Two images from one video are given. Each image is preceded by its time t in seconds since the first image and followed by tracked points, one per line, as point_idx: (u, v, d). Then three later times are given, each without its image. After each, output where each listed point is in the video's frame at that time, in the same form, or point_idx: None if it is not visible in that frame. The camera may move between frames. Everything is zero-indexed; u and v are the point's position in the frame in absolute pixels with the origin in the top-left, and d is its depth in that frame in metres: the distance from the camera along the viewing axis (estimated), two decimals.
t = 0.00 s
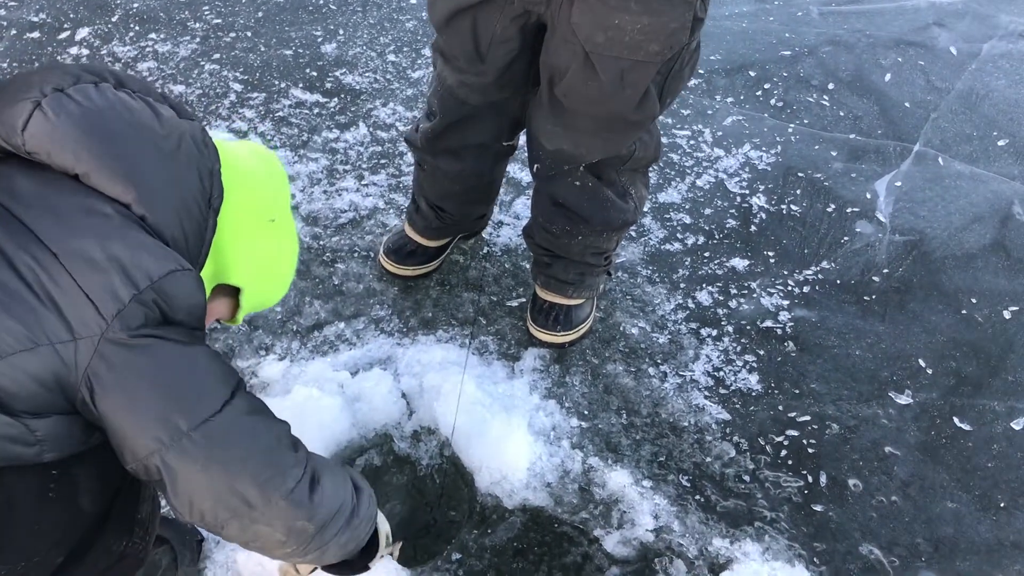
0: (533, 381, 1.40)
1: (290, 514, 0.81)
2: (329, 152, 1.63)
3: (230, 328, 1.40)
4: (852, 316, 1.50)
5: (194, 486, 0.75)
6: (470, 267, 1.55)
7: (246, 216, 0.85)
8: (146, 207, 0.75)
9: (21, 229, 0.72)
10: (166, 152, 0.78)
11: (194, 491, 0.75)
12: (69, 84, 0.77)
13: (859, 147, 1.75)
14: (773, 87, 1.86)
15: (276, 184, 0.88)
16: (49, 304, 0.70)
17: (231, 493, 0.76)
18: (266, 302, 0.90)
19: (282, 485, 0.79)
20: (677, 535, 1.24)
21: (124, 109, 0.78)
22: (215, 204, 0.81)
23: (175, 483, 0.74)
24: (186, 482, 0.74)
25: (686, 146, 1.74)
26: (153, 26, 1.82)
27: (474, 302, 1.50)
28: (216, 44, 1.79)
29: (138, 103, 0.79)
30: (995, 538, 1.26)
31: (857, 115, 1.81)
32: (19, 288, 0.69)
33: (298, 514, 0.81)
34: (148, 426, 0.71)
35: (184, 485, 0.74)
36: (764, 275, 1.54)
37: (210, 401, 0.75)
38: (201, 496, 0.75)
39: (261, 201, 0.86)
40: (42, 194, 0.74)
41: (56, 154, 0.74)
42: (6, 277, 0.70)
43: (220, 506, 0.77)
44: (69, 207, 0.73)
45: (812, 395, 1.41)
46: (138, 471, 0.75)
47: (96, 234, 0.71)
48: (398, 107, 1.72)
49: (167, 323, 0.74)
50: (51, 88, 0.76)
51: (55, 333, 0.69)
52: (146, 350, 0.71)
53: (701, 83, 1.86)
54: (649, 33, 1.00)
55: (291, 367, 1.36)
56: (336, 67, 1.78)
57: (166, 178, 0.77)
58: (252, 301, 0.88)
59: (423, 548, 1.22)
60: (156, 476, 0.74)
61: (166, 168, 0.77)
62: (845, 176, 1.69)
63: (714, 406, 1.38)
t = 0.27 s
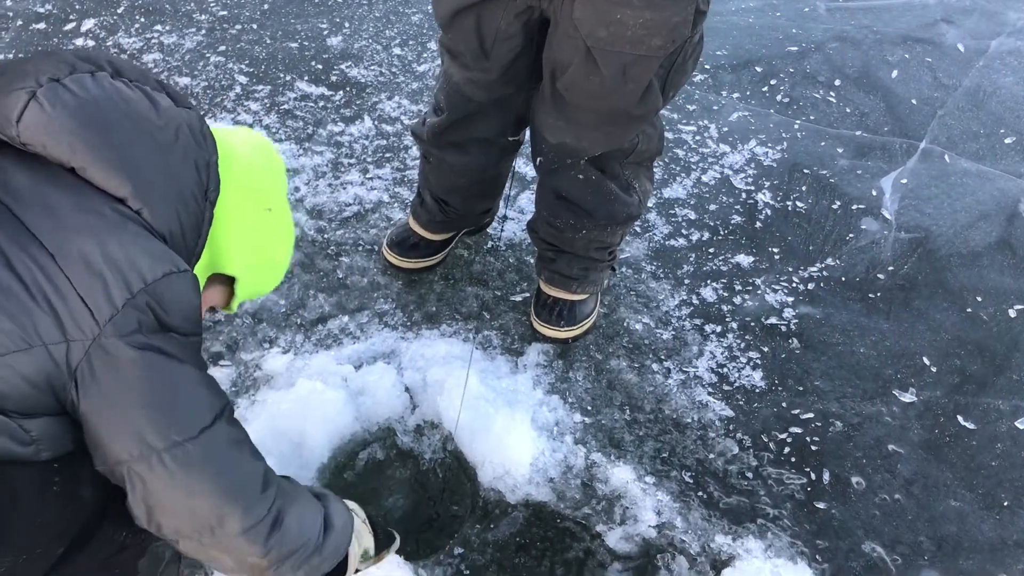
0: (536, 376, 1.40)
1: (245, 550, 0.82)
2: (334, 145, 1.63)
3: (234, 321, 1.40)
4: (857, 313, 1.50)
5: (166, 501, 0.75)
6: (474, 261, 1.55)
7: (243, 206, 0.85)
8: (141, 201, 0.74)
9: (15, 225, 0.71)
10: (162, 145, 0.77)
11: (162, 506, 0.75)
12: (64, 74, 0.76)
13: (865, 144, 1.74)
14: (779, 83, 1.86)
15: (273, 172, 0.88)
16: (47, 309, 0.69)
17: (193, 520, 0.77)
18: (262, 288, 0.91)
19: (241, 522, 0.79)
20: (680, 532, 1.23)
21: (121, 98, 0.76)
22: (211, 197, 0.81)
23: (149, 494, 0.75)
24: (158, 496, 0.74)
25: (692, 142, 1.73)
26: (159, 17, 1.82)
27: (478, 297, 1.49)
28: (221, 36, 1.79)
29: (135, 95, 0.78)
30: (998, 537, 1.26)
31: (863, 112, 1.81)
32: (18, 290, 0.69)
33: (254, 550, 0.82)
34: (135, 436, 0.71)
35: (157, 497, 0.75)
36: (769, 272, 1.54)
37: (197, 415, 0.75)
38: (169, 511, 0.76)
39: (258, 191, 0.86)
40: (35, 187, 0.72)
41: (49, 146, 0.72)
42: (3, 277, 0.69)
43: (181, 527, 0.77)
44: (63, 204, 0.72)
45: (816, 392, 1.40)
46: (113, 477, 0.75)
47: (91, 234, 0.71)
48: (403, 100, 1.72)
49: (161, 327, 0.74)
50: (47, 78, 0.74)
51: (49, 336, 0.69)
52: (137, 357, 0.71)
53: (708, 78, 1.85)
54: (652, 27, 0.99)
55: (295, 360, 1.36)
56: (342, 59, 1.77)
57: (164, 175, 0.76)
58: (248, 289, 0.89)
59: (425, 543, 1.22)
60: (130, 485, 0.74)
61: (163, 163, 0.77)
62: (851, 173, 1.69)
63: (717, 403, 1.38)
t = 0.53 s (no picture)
0: (545, 366, 1.40)
1: (256, 511, 0.84)
2: (345, 133, 1.63)
3: (244, 307, 1.41)
4: (868, 308, 1.49)
5: (179, 465, 0.78)
6: (483, 251, 1.55)
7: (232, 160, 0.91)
8: (137, 166, 0.78)
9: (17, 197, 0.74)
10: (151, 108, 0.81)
11: (175, 470, 0.78)
12: (48, 38, 0.78)
13: (878, 138, 1.73)
14: (792, 76, 1.85)
15: (253, 127, 0.93)
16: (51, 273, 0.72)
17: (206, 481, 0.80)
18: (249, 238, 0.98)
19: (253, 481, 0.82)
20: (686, 523, 1.23)
21: (106, 61, 0.80)
22: (201, 154, 0.86)
23: (161, 458, 0.78)
24: (171, 460, 0.78)
25: (703, 134, 1.73)
26: (172, 5, 1.83)
27: (487, 286, 1.49)
28: (234, 23, 1.79)
29: (121, 57, 0.81)
30: (1007, 534, 1.26)
31: (876, 106, 1.80)
32: (25, 259, 0.72)
33: (266, 510, 0.84)
34: (140, 397, 0.75)
35: (169, 462, 0.78)
36: (779, 265, 1.54)
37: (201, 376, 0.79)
38: (182, 475, 0.79)
39: (244, 145, 0.92)
40: (31, 156, 0.76)
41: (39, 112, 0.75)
42: (11, 249, 0.72)
43: (195, 490, 0.80)
44: (62, 170, 0.75)
45: (824, 385, 1.40)
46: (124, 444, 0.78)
47: (96, 202, 0.74)
48: (414, 89, 1.72)
49: (163, 290, 0.78)
50: (30, 43, 0.77)
51: (55, 302, 0.72)
52: (142, 319, 0.75)
53: (720, 70, 1.85)
54: (664, 12, 0.98)
55: (304, 346, 1.37)
56: (354, 47, 1.78)
57: (157, 140, 0.80)
58: (238, 239, 0.96)
59: (431, 530, 1.22)
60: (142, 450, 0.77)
61: (155, 128, 0.80)
62: (863, 167, 1.68)
63: (726, 395, 1.38)
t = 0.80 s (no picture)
0: (552, 360, 1.40)
1: (210, 544, 0.75)
2: (355, 124, 1.64)
3: (252, 297, 1.41)
4: (876, 307, 1.49)
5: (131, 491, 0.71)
6: (492, 244, 1.55)
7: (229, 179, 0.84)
8: (117, 184, 0.73)
9: None
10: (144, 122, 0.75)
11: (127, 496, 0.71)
12: (42, 44, 0.73)
13: (889, 138, 1.73)
14: (803, 74, 1.85)
15: (258, 146, 0.87)
16: (12, 285, 0.67)
17: (157, 511, 0.72)
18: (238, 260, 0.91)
19: (210, 512, 0.74)
20: (691, 519, 1.23)
21: (99, 70, 0.74)
22: (192, 176, 0.79)
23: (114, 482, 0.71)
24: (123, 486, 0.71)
25: (713, 131, 1.73)
26: None
27: (495, 280, 1.50)
28: (246, 13, 1.80)
29: (116, 67, 0.75)
30: (1012, 535, 1.26)
31: (888, 105, 1.80)
32: None
33: (223, 543, 0.76)
34: (93, 420, 0.68)
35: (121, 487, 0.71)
36: (787, 263, 1.54)
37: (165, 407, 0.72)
38: (133, 501, 0.71)
39: (243, 163, 0.85)
40: (10, 161, 0.71)
41: (26, 122, 0.71)
42: None
43: (145, 517, 0.72)
44: (37, 181, 0.70)
45: (831, 384, 1.40)
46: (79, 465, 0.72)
47: (62, 216, 0.69)
48: (425, 82, 1.72)
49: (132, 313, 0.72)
50: (22, 49, 0.72)
51: (12, 314, 0.67)
52: (103, 341, 0.69)
53: (731, 67, 1.85)
54: (670, 8, 0.99)
55: (312, 336, 1.37)
56: (365, 39, 1.78)
57: (142, 159, 0.74)
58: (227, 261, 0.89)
59: (436, 521, 1.22)
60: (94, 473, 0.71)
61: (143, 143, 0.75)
62: (874, 166, 1.68)
63: (732, 392, 1.38)
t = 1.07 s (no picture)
0: (556, 353, 1.41)
1: None
2: (363, 116, 1.64)
3: (259, 287, 1.42)
4: (882, 304, 1.49)
5: None
6: (498, 238, 1.55)
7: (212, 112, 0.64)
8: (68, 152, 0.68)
9: None
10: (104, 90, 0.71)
11: None
12: None
13: (897, 135, 1.73)
14: (812, 70, 1.84)
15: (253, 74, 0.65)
16: None
17: None
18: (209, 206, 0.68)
19: None
20: (693, 513, 1.24)
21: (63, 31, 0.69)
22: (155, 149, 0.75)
23: None
24: None
25: (720, 126, 1.73)
26: None
27: (500, 273, 1.50)
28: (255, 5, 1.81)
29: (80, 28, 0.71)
30: (1014, 533, 1.26)
31: (896, 103, 1.79)
32: None
33: None
34: None
35: None
36: (793, 259, 1.53)
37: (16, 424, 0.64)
38: None
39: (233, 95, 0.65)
40: None
41: None
42: None
43: None
44: None
45: (835, 380, 1.40)
46: None
47: None
48: (432, 74, 1.72)
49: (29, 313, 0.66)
50: None
51: None
52: None
53: (739, 63, 1.85)
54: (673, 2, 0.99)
55: (317, 327, 1.38)
56: (373, 32, 1.79)
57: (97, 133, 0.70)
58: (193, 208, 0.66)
59: (439, 512, 1.23)
60: None
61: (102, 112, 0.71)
62: (881, 164, 1.67)
63: (736, 387, 1.38)
